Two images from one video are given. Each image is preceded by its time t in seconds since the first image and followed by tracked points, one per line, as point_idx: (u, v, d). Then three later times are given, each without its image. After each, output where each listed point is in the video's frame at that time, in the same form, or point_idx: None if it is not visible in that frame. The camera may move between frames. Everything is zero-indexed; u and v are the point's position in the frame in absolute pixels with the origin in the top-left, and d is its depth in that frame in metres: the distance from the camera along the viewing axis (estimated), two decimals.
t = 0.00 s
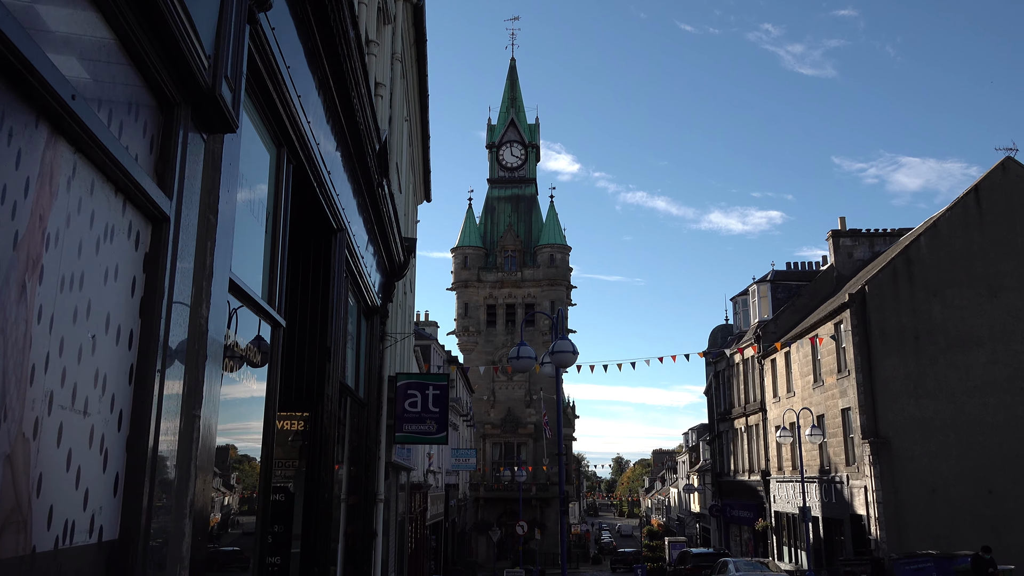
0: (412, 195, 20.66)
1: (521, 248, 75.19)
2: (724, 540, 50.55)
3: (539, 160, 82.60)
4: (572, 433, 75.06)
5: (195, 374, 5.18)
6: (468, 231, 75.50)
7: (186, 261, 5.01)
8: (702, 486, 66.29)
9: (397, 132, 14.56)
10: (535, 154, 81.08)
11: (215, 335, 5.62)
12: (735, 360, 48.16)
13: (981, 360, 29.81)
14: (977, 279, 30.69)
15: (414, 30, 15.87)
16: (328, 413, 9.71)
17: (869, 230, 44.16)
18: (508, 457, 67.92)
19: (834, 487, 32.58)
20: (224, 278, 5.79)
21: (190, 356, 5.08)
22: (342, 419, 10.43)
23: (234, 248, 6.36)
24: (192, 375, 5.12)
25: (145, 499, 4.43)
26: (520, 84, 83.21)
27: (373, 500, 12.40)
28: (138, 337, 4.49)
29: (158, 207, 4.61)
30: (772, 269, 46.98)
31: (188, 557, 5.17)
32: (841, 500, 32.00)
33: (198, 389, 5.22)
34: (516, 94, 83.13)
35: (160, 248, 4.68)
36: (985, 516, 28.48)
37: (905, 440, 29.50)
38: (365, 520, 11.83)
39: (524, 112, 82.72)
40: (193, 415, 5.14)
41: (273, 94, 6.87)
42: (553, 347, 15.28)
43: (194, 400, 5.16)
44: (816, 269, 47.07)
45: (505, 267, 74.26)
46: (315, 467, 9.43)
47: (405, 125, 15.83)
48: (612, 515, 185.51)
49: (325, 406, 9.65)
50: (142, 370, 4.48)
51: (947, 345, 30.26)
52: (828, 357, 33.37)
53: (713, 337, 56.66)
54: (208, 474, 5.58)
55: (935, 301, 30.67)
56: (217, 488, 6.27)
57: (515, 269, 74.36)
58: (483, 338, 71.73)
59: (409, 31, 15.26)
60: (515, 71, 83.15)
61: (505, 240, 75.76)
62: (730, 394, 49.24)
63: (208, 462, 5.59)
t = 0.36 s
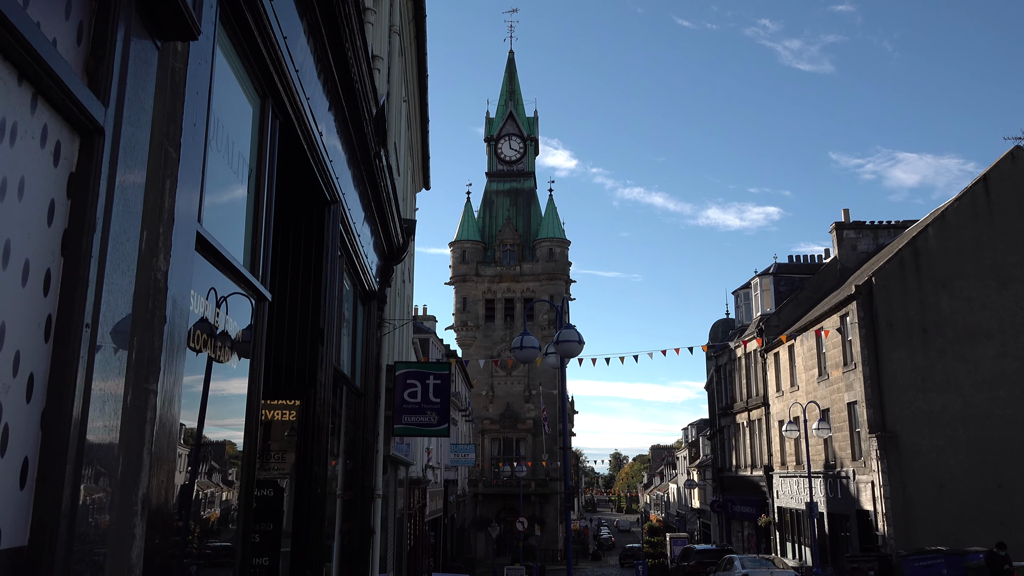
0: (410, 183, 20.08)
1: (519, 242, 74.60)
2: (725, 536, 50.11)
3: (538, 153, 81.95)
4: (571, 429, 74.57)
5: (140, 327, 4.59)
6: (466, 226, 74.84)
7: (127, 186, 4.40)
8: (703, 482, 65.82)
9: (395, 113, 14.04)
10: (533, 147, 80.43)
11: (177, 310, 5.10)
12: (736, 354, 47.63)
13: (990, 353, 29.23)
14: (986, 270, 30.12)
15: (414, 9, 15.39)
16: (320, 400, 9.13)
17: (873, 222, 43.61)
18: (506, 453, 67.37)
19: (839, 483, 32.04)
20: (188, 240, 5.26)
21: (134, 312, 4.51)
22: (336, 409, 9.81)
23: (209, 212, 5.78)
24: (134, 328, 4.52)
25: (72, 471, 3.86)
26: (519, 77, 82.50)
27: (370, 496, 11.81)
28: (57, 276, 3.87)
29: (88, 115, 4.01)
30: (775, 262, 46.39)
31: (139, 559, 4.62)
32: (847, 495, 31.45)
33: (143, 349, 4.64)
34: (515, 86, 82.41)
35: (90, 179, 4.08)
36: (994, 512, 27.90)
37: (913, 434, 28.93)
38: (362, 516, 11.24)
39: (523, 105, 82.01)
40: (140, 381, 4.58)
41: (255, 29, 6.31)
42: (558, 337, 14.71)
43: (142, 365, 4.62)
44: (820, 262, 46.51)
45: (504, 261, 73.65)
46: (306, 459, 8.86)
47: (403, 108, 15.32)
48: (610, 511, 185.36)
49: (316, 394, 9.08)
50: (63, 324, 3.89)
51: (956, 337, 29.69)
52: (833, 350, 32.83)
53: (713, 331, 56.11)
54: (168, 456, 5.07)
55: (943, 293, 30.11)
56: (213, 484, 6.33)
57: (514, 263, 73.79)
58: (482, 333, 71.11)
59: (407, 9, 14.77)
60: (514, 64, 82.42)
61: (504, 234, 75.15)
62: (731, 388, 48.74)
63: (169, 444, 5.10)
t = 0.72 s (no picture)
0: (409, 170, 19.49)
1: (519, 237, 74.07)
2: (728, 533, 49.63)
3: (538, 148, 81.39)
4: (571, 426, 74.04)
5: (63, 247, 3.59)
6: (466, 221, 74.23)
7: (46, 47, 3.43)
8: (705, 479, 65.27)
9: (395, 91, 13.55)
10: (533, 142, 79.88)
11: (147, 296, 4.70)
12: (740, 350, 47.07)
13: (1001, 347, 28.46)
14: (997, 263, 29.50)
15: None
16: (314, 384, 8.55)
17: (878, 216, 43.05)
18: (506, 450, 66.84)
19: (846, 479, 31.47)
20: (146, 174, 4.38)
21: (109, 269, 4.00)
22: (331, 395, 9.20)
23: (177, 161, 5.16)
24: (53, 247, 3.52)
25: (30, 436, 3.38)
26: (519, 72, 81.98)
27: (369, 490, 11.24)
28: None
29: None
30: (779, 256, 45.81)
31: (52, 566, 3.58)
32: (854, 492, 30.84)
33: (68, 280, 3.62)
34: (515, 81, 81.87)
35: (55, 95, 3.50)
36: (1005, 509, 27.13)
37: (922, 430, 28.37)
38: (361, 513, 10.64)
39: (523, 99, 81.45)
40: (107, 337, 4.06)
41: None
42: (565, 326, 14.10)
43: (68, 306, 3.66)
44: (825, 256, 45.93)
45: (504, 256, 73.09)
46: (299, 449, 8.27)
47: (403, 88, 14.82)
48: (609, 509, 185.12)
49: (310, 377, 8.49)
50: None
51: (966, 331, 29.05)
52: (841, 345, 32.24)
53: (715, 326, 55.55)
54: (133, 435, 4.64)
55: (952, 285, 29.50)
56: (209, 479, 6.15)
57: (513, 258, 73.23)
58: (482, 329, 70.50)
59: None
60: (514, 58, 81.88)
61: (504, 229, 74.56)
62: (735, 384, 48.20)
63: (133, 421, 4.65)
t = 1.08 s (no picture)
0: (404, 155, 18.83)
1: (518, 233, 73.48)
2: (729, 530, 49.09)
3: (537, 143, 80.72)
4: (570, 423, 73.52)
5: None
6: (464, 217, 73.56)
7: None
8: (705, 477, 64.78)
9: (390, 66, 13.06)
10: (531, 137, 79.23)
11: (140, 288, 4.93)
12: (741, 345, 46.49)
13: (1009, 340, 28.05)
14: (1005, 254, 28.98)
15: None
16: (298, 363, 8.02)
17: (882, 209, 42.51)
18: (504, 447, 66.24)
19: (851, 475, 30.94)
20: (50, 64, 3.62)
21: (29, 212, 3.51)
22: (317, 380, 8.64)
23: (123, 83, 4.63)
24: None
25: None
26: (517, 66, 81.22)
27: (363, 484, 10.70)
28: None
29: None
30: (781, 250, 45.22)
31: None
32: (860, 488, 30.31)
33: None
34: (513, 75, 81.13)
35: (51, 109, 3.83)
36: (1014, 505, 26.71)
37: (930, 425, 27.79)
38: (353, 507, 10.08)
39: (521, 94, 80.75)
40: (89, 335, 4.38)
41: None
42: (567, 313, 13.49)
43: None
44: (827, 250, 45.36)
45: (502, 252, 72.52)
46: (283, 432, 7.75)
47: (399, 64, 14.31)
48: (607, 506, 185.00)
49: (294, 354, 7.97)
50: None
51: (974, 324, 28.52)
52: (846, 338, 31.64)
53: (715, 321, 55.01)
54: (123, 429, 4.91)
55: (960, 277, 28.95)
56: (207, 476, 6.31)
57: (511, 254, 72.66)
58: (480, 325, 69.89)
59: None
60: (512, 52, 81.13)
61: (502, 225, 73.95)
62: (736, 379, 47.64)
63: (127, 418, 4.97)
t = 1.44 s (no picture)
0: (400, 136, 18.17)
1: (517, 229, 72.93)
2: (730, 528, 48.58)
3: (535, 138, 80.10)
4: (569, 420, 72.94)
5: None
6: (462, 213, 72.92)
7: None
8: (705, 474, 64.32)
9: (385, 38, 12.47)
10: (530, 132, 78.62)
11: (142, 277, 4.58)
12: (743, 341, 45.94)
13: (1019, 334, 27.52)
14: (1014, 247, 28.44)
15: None
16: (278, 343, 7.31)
17: (886, 203, 41.99)
18: (503, 445, 65.66)
19: (857, 472, 30.35)
20: None
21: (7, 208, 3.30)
22: (301, 363, 8.02)
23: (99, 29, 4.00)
24: None
25: None
26: (515, 61, 80.58)
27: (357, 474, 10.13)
28: None
29: None
30: (784, 245, 44.64)
31: None
32: (866, 485, 29.76)
33: None
34: (511, 70, 80.50)
35: (51, 85, 3.59)
36: None
37: (939, 420, 27.21)
38: (346, 497, 9.54)
39: (519, 89, 80.12)
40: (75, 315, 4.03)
41: None
42: (572, 300, 12.87)
43: None
44: (830, 244, 44.82)
45: (501, 248, 72.00)
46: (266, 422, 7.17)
47: (394, 38, 13.70)
48: (606, 504, 184.61)
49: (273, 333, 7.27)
50: None
51: (984, 317, 27.97)
52: (852, 333, 31.04)
53: (716, 317, 54.48)
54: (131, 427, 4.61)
55: (969, 270, 28.41)
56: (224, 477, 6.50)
57: (510, 250, 72.13)
58: (478, 322, 69.32)
59: None
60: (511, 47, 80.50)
61: (500, 221, 73.38)
62: (738, 375, 47.08)
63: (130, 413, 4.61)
